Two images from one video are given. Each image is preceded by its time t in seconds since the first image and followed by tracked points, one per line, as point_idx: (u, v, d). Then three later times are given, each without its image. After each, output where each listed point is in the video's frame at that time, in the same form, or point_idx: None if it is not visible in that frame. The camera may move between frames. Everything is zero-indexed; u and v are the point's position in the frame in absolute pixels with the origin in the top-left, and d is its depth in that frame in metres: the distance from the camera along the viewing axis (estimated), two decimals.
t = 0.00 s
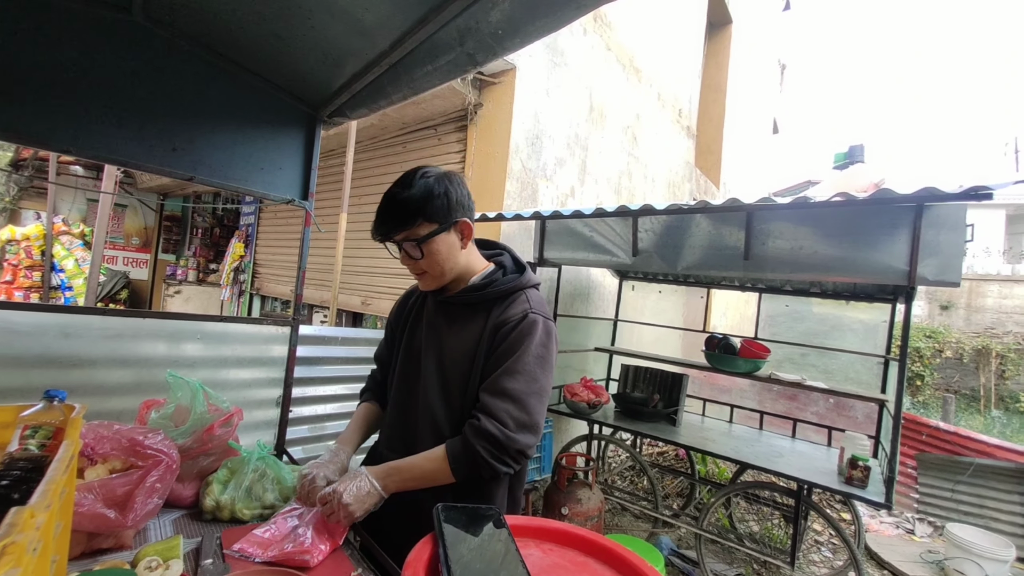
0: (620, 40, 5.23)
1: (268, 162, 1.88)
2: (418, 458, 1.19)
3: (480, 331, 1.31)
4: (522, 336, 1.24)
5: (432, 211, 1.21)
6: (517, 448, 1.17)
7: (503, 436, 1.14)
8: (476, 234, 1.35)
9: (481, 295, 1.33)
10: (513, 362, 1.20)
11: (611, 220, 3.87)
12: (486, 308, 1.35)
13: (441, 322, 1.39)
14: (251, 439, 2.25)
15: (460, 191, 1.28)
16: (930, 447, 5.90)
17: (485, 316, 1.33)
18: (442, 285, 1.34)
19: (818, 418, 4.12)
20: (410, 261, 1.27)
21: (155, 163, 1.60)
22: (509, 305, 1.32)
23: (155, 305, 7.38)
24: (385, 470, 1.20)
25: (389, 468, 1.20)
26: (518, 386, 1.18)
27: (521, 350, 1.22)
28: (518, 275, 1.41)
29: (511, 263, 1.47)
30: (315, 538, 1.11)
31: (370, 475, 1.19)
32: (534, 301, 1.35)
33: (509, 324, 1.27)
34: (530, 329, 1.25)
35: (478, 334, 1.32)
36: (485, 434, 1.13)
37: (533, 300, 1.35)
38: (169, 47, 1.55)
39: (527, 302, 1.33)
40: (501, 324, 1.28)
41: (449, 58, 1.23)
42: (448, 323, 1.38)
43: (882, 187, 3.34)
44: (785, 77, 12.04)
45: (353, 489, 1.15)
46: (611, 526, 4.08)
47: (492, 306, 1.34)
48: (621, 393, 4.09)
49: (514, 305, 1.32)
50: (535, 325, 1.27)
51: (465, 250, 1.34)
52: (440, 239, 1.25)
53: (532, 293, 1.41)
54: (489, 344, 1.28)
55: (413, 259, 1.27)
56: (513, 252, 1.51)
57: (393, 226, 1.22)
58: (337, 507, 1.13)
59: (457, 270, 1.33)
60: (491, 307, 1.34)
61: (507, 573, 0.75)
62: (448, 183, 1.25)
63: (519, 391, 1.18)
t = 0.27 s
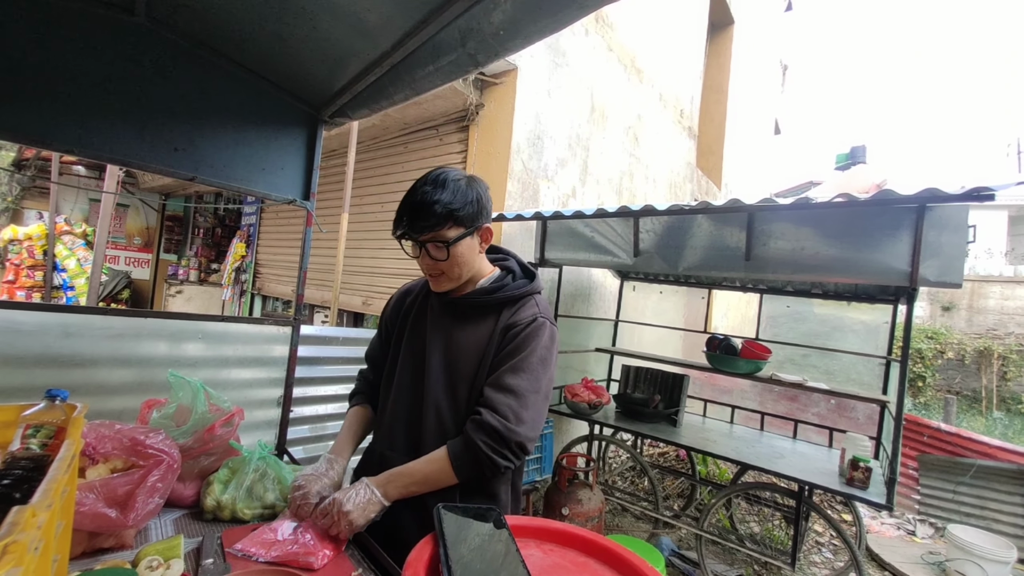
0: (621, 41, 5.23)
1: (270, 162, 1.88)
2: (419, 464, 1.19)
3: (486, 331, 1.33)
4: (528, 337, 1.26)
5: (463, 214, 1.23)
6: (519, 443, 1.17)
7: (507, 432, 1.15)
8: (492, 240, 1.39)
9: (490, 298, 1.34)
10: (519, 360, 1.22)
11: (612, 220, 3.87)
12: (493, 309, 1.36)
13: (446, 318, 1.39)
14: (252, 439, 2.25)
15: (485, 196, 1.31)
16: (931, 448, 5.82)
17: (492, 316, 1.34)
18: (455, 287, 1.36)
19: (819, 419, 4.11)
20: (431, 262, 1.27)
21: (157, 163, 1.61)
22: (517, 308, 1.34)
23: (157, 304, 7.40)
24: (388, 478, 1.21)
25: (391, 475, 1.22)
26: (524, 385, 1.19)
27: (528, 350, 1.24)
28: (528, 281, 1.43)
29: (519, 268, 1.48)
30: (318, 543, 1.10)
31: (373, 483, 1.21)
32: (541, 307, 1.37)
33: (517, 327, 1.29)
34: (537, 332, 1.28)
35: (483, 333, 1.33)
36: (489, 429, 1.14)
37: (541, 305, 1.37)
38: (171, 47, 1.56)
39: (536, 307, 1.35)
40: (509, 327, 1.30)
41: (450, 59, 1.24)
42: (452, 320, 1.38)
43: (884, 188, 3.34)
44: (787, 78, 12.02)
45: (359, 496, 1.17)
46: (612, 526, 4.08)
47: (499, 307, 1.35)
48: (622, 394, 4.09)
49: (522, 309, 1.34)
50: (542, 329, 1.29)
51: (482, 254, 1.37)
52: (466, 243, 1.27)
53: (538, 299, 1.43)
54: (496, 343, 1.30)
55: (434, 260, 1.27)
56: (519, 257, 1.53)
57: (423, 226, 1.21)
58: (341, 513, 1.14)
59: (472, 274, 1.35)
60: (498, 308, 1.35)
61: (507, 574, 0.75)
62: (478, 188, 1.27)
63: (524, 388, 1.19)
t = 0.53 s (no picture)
0: (622, 40, 5.23)
1: (270, 162, 1.88)
2: (421, 462, 1.18)
3: (487, 333, 1.33)
4: (529, 341, 1.26)
5: (467, 226, 1.23)
6: (518, 445, 1.17)
7: (506, 435, 1.15)
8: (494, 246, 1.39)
9: (489, 300, 1.33)
10: (519, 364, 1.22)
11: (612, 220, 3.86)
12: (493, 312, 1.36)
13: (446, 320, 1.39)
14: (253, 439, 2.25)
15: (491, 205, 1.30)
16: (933, 448, 5.89)
17: (493, 319, 1.34)
18: (454, 292, 1.36)
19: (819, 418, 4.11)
20: (432, 267, 1.27)
21: (158, 163, 1.61)
22: (517, 311, 1.34)
23: (158, 304, 7.40)
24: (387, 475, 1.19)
25: (392, 473, 1.19)
26: (523, 388, 1.20)
27: (528, 354, 1.24)
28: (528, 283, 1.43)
29: (518, 270, 1.48)
30: (317, 545, 1.10)
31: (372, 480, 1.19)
32: (541, 311, 1.37)
33: (517, 330, 1.29)
34: (537, 336, 1.28)
35: (485, 336, 1.33)
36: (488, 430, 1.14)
37: (540, 310, 1.38)
38: (170, 47, 1.56)
39: (535, 310, 1.36)
40: (509, 330, 1.30)
41: (450, 58, 1.24)
42: (452, 321, 1.38)
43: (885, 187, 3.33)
44: (787, 78, 12.01)
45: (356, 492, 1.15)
46: (613, 526, 4.08)
47: (499, 310, 1.35)
48: (622, 394, 4.09)
49: (522, 312, 1.34)
50: (541, 333, 1.29)
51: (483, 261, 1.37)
52: (468, 253, 1.27)
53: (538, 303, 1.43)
54: (496, 346, 1.30)
55: (435, 266, 1.27)
56: (518, 259, 1.52)
57: (427, 233, 1.21)
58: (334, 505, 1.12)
59: (472, 281, 1.36)
60: (498, 311, 1.35)
61: (508, 573, 0.75)
62: (485, 198, 1.27)
63: (523, 392, 1.19)
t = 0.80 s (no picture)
0: (623, 38, 5.22)
1: (271, 160, 1.88)
2: (407, 462, 1.18)
3: (478, 332, 1.32)
4: (519, 341, 1.26)
5: (468, 232, 1.23)
6: (502, 445, 1.17)
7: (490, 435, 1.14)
8: (492, 247, 1.39)
9: (482, 299, 1.33)
10: (507, 363, 1.22)
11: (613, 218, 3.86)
12: (486, 311, 1.35)
13: (439, 319, 1.39)
14: (255, 436, 2.26)
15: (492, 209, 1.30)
16: (933, 447, 5.84)
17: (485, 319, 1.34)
18: (450, 291, 1.37)
19: (820, 417, 4.11)
20: (431, 268, 1.28)
21: (159, 160, 1.61)
22: (509, 311, 1.33)
23: (159, 302, 7.41)
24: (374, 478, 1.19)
25: (377, 476, 1.20)
26: (510, 388, 1.19)
27: (516, 353, 1.23)
28: (522, 283, 1.42)
29: (513, 269, 1.47)
30: (312, 539, 1.08)
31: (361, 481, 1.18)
32: (534, 312, 1.36)
33: (508, 330, 1.28)
34: (528, 336, 1.27)
35: (476, 335, 1.33)
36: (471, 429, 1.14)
37: (534, 310, 1.37)
38: (172, 44, 1.56)
39: (526, 310, 1.35)
40: (500, 329, 1.29)
41: (451, 56, 1.23)
42: (445, 320, 1.38)
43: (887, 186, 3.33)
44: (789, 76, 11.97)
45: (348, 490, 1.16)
46: (613, 524, 4.09)
47: (491, 310, 1.35)
48: (623, 392, 4.09)
49: (514, 312, 1.33)
50: (532, 333, 1.28)
51: (481, 263, 1.38)
52: (467, 258, 1.28)
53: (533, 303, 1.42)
54: (486, 346, 1.29)
55: (434, 268, 1.27)
56: (514, 258, 1.51)
57: (428, 237, 1.21)
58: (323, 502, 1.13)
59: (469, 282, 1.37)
60: (491, 311, 1.34)
61: (508, 571, 0.75)
62: (487, 203, 1.26)
63: (510, 392, 1.19)
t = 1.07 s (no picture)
0: (626, 36, 5.20)
1: (273, 157, 1.89)
2: (415, 446, 1.18)
3: (480, 331, 1.32)
4: (522, 339, 1.26)
5: (464, 230, 1.23)
6: (513, 445, 1.19)
7: (499, 435, 1.16)
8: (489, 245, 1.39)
9: (482, 297, 1.33)
10: (511, 362, 1.22)
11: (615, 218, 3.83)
12: (487, 310, 1.35)
13: (440, 318, 1.39)
14: (257, 432, 2.27)
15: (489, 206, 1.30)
16: (935, 447, 5.86)
17: (486, 317, 1.34)
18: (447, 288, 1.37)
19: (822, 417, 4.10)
20: (426, 265, 1.28)
21: (163, 157, 1.62)
22: (511, 309, 1.33)
23: (162, 298, 7.43)
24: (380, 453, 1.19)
25: (386, 452, 1.18)
26: (516, 389, 1.19)
27: (521, 353, 1.23)
28: (521, 279, 1.42)
29: (512, 266, 1.47)
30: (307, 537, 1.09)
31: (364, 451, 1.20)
32: (535, 309, 1.36)
33: (510, 328, 1.28)
34: (530, 334, 1.27)
35: (478, 334, 1.32)
36: (479, 429, 1.15)
37: (534, 307, 1.37)
38: (175, 41, 1.56)
39: (527, 308, 1.34)
40: (502, 327, 1.29)
41: (454, 53, 1.23)
42: (446, 319, 1.37)
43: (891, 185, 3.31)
44: (793, 74, 11.91)
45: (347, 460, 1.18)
46: (613, 522, 4.09)
47: (492, 308, 1.35)
48: (624, 391, 4.09)
49: (515, 309, 1.33)
50: (535, 331, 1.29)
51: (478, 260, 1.38)
52: (463, 256, 1.28)
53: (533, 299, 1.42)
54: (488, 344, 1.29)
55: (429, 265, 1.28)
56: (513, 255, 1.51)
57: (423, 235, 1.21)
58: (325, 475, 1.17)
59: (467, 279, 1.37)
60: (492, 309, 1.34)
61: (509, 568, 0.76)
62: (484, 201, 1.26)
63: (516, 391, 1.19)
